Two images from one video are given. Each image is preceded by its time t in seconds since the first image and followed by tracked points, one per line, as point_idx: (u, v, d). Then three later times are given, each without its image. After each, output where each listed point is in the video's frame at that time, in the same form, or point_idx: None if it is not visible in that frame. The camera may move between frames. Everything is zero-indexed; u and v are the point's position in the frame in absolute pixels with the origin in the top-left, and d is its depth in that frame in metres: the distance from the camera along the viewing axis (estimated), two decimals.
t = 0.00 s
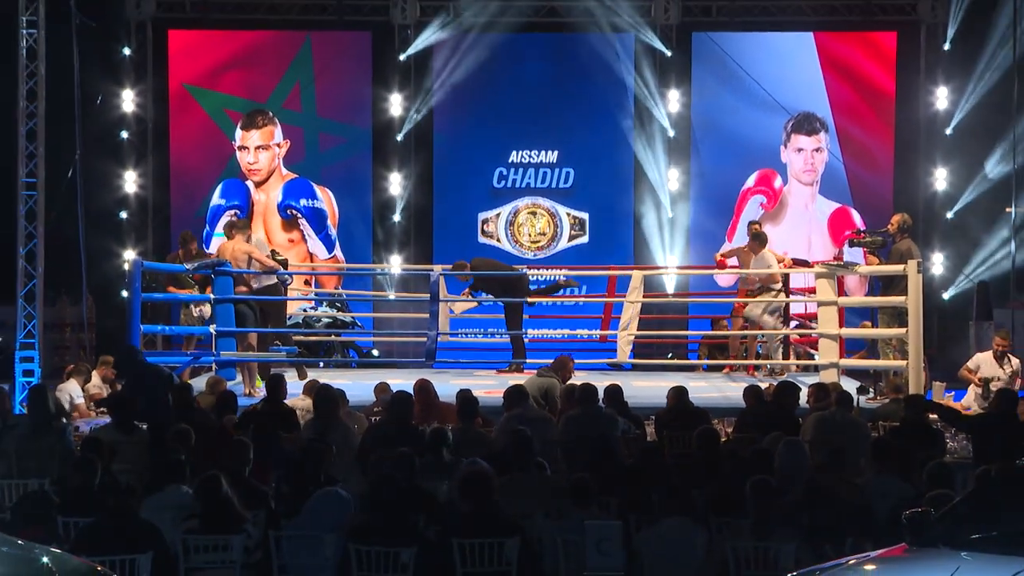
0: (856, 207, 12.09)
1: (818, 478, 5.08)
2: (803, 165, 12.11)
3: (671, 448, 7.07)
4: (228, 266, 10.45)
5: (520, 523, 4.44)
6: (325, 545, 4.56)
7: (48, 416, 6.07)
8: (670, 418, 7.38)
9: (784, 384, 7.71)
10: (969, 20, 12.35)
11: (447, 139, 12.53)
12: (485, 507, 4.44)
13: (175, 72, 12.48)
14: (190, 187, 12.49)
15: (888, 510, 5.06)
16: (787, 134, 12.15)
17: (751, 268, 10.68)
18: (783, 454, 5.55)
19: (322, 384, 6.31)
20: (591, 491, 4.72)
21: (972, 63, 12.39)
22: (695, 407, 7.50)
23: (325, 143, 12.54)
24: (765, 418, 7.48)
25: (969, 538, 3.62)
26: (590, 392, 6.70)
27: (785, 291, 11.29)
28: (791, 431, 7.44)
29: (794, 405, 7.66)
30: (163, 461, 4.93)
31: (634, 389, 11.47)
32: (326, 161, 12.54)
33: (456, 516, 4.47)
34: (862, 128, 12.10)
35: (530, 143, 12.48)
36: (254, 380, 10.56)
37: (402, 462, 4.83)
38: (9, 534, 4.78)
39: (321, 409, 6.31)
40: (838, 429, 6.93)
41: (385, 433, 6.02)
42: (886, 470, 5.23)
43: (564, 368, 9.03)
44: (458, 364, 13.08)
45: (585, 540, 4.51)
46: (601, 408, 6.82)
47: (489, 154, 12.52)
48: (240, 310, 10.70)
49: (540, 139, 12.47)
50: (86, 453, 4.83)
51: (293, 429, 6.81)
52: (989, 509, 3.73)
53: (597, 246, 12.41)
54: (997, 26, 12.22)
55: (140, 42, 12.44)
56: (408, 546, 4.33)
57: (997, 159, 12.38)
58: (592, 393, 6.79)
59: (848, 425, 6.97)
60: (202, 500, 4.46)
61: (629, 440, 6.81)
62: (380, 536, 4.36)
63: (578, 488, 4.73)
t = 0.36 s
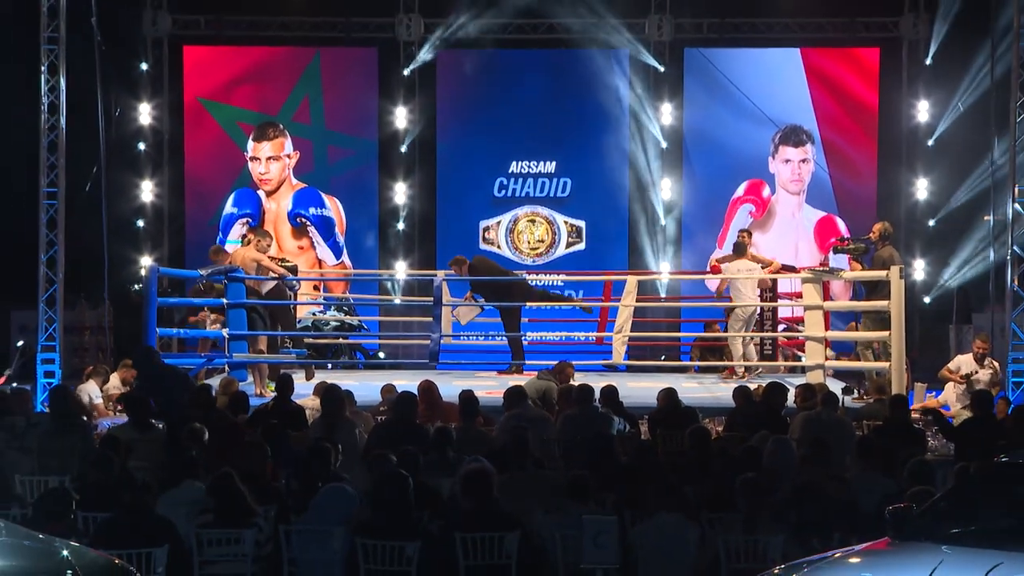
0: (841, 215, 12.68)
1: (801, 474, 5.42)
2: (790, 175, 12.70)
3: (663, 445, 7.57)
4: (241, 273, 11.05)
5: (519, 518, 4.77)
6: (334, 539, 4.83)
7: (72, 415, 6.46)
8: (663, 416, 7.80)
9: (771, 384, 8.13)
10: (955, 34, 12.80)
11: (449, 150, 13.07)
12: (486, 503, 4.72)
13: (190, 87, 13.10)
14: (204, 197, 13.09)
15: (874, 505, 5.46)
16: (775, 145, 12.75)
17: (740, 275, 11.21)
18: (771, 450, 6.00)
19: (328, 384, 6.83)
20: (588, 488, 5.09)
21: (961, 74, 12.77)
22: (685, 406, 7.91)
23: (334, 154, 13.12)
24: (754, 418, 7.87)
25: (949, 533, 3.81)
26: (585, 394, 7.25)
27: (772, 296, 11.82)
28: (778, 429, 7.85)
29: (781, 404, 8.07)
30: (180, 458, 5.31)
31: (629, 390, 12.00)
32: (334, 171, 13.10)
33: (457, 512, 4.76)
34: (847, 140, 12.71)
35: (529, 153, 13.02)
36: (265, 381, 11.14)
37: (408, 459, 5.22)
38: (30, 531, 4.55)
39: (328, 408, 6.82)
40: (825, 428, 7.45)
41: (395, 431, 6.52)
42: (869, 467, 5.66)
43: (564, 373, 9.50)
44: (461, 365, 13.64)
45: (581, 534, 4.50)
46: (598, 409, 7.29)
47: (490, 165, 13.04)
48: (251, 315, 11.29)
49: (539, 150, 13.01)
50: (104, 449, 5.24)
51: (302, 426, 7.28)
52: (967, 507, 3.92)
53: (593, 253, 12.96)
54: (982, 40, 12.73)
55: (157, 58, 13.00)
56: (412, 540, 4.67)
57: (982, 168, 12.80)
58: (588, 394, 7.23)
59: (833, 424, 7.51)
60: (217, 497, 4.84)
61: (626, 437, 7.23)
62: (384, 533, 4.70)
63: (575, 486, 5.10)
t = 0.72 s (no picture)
0: (827, 228, 13.24)
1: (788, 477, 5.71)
2: (778, 191, 13.26)
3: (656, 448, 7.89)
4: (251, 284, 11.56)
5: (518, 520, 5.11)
6: (340, 540, 5.20)
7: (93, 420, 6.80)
8: (658, 421, 8.08)
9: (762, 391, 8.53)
10: (936, 56, 13.44)
11: (451, 167, 13.61)
12: (488, 505, 4.93)
13: (203, 105, 13.66)
14: (216, 212, 13.61)
15: (858, 508, 5.79)
16: (764, 161, 13.31)
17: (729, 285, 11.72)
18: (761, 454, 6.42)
19: (345, 391, 7.45)
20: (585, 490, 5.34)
21: (942, 95, 13.40)
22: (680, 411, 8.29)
23: (341, 169, 13.68)
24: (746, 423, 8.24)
25: (932, 533, 4.08)
26: (582, 398, 7.61)
27: (760, 306, 12.35)
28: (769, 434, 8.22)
29: (772, 409, 8.45)
30: (194, 463, 5.72)
31: (623, 395, 12.53)
32: (341, 186, 13.66)
33: (458, 513, 4.97)
34: (833, 157, 13.28)
35: (528, 170, 13.58)
36: (274, 387, 11.63)
37: (412, 464, 5.58)
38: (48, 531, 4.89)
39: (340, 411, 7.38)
40: (812, 433, 7.82)
41: (399, 433, 6.96)
42: (854, 471, 5.98)
43: (561, 382, 10.04)
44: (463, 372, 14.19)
45: (579, 535, 4.89)
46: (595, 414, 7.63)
47: (491, 180, 13.60)
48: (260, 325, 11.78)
49: (538, 167, 13.57)
50: (121, 453, 5.54)
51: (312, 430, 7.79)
52: (948, 509, 4.18)
53: (590, 265, 13.49)
54: (960, 63, 13.40)
55: (172, 79, 13.61)
56: (416, 541, 4.94)
57: (964, 185, 13.43)
58: (584, 399, 7.65)
59: (820, 429, 7.88)
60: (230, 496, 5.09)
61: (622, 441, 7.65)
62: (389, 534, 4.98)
63: (572, 489, 5.38)
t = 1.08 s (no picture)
0: (815, 245, 13.84)
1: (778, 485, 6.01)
2: (768, 209, 13.87)
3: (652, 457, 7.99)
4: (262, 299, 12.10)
5: (517, 525, 5.37)
6: (345, 546, 5.43)
7: (107, 430, 7.08)
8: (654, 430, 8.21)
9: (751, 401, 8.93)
10: (919, 82, 14.15)
11: (454, 187, 14.16)
12: (491, 512, 5.33)
13: (216, 127, 14.25)
14: (228, 230, 14.19)
15: (846, 514, 6.03)
16: (754, 181, 13.91)
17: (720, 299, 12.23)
18: (752, 462, 6.85)
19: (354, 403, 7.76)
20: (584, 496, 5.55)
21: (924, 119, 14.10)
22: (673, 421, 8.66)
23: (348, 189, 14.26)
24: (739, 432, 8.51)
25: (915, 538, 4.37)
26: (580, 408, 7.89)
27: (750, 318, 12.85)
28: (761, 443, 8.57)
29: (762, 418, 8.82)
30: (206, 472, 5.97)
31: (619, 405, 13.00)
32: (348, 205, 14.24)
33: (463, 520, 5.38)
34: (823, 176, 13.89)
35: (528, 189, 14.13)
36: (282, 398, 12.11)
37: (417, 472, 5.99)
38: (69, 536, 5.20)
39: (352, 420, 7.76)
40: (800, 441, 8.23)
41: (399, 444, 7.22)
42: (841, 478, 6.24)
43: (559, 394, 10.55)
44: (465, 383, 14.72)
45: (579, 542, 5.22)
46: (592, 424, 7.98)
47: (492, 199, 14.15)
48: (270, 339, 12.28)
49: (536, 186, 14.13)
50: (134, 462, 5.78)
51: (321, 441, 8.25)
52: (933, 516, 4.47)
53: (587, 281, 14.07)
54: (942, 89, 14.10)
55: (186, 101, 14.22)
56: (419, 545, 5.17)
57: (946, 205, 14.14)
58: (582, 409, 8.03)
59: (807, 437, 8.27)
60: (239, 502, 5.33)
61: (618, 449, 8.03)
62: (393, 538, 5.21)
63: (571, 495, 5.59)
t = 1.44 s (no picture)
0: (804, 263, 14.57)
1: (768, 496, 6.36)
2: (758, 228, 14.60)
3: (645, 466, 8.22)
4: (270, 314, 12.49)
5: (516, 533, 5.80)
6: (351, 553, 5.82)
7: (119, 441, 7.43)
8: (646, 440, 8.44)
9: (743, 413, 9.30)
10: (900, 107, 15.00)
11: (455, 208, 14.85)
12: (489, 518, 5.74)
13: (227, 150, 14.86)
14: (237, 248, 14.80)
15: (833, 522, 6.47)
16: (745, 201, 14.65)
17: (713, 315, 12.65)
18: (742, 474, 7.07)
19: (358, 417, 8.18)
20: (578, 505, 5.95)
21: (906, 142, 14.95)
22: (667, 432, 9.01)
23: (354, 209, 14.87)
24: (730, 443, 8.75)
25: (901, 546, 4.72)
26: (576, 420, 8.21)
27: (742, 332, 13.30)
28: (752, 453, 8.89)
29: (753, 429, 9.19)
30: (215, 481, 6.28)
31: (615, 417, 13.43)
32: (354, 224, 14.84)
33: (462, 527, 5.81)
34: (809, 197, 14.65)
35: (527, 209, 14.82)
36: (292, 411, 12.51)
37: (418, 481, 6.47)
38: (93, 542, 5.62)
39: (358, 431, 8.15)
40: (789, 452, 8.41)
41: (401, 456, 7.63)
42: (829, 487, 6.65)
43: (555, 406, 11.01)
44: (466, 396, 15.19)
45: (575, 548, 5.84)
46: (587, 435, 8.19)
47: (492, 218, 14.83)
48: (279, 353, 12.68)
49: (535, 206, 14.82)
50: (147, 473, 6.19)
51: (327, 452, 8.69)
52: (921, 523, 4.84)
53: (583, 297, 14.74)
54: (921, 114, 14.95)
55: (198, 123, 14.79)
56: (423, 553, 5.61)
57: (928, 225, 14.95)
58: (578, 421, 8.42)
59: (797, 448, 8.45)
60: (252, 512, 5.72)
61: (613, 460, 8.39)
62: (398, 546, 5.65)
63: (568, 504, 5.95)
